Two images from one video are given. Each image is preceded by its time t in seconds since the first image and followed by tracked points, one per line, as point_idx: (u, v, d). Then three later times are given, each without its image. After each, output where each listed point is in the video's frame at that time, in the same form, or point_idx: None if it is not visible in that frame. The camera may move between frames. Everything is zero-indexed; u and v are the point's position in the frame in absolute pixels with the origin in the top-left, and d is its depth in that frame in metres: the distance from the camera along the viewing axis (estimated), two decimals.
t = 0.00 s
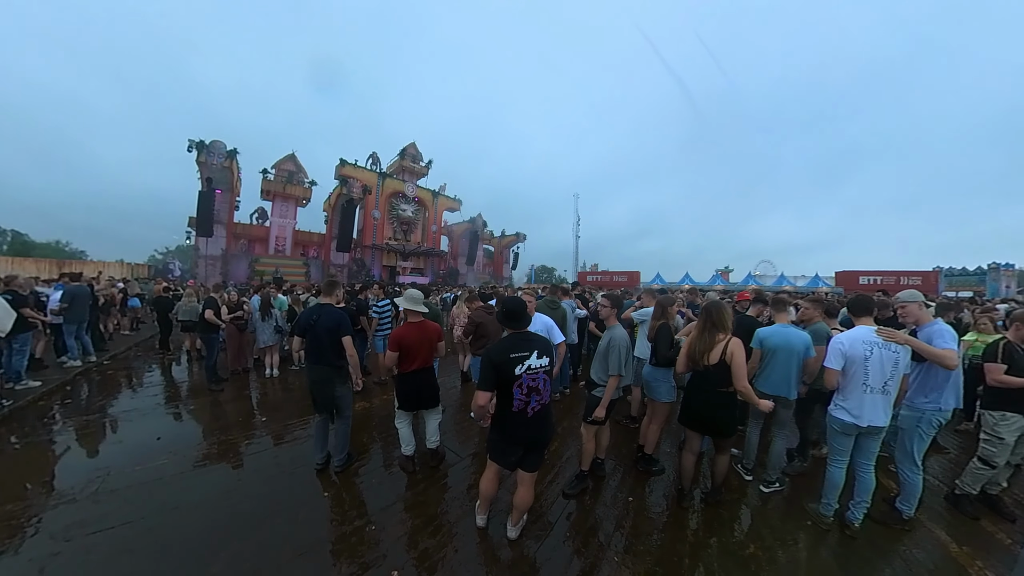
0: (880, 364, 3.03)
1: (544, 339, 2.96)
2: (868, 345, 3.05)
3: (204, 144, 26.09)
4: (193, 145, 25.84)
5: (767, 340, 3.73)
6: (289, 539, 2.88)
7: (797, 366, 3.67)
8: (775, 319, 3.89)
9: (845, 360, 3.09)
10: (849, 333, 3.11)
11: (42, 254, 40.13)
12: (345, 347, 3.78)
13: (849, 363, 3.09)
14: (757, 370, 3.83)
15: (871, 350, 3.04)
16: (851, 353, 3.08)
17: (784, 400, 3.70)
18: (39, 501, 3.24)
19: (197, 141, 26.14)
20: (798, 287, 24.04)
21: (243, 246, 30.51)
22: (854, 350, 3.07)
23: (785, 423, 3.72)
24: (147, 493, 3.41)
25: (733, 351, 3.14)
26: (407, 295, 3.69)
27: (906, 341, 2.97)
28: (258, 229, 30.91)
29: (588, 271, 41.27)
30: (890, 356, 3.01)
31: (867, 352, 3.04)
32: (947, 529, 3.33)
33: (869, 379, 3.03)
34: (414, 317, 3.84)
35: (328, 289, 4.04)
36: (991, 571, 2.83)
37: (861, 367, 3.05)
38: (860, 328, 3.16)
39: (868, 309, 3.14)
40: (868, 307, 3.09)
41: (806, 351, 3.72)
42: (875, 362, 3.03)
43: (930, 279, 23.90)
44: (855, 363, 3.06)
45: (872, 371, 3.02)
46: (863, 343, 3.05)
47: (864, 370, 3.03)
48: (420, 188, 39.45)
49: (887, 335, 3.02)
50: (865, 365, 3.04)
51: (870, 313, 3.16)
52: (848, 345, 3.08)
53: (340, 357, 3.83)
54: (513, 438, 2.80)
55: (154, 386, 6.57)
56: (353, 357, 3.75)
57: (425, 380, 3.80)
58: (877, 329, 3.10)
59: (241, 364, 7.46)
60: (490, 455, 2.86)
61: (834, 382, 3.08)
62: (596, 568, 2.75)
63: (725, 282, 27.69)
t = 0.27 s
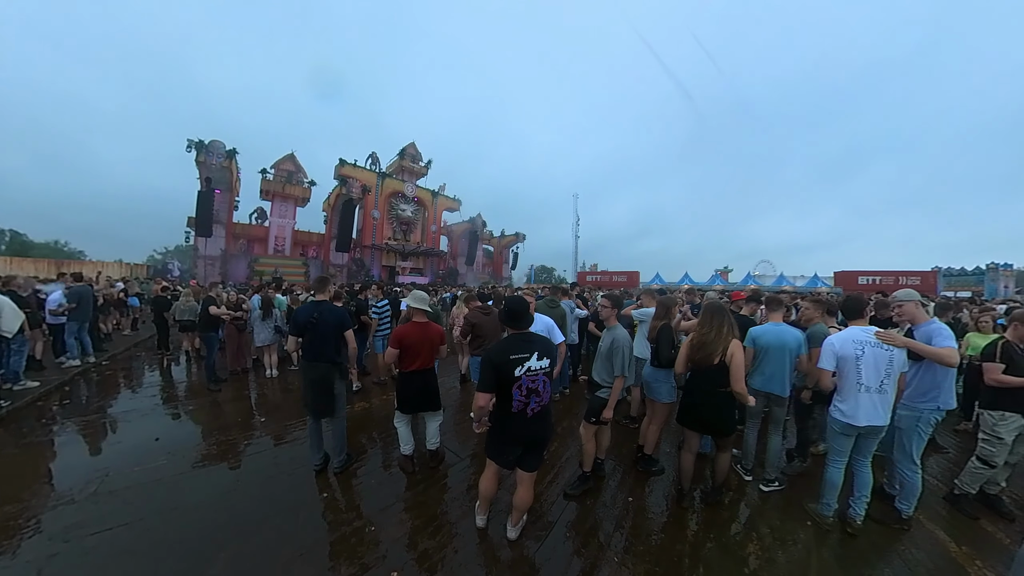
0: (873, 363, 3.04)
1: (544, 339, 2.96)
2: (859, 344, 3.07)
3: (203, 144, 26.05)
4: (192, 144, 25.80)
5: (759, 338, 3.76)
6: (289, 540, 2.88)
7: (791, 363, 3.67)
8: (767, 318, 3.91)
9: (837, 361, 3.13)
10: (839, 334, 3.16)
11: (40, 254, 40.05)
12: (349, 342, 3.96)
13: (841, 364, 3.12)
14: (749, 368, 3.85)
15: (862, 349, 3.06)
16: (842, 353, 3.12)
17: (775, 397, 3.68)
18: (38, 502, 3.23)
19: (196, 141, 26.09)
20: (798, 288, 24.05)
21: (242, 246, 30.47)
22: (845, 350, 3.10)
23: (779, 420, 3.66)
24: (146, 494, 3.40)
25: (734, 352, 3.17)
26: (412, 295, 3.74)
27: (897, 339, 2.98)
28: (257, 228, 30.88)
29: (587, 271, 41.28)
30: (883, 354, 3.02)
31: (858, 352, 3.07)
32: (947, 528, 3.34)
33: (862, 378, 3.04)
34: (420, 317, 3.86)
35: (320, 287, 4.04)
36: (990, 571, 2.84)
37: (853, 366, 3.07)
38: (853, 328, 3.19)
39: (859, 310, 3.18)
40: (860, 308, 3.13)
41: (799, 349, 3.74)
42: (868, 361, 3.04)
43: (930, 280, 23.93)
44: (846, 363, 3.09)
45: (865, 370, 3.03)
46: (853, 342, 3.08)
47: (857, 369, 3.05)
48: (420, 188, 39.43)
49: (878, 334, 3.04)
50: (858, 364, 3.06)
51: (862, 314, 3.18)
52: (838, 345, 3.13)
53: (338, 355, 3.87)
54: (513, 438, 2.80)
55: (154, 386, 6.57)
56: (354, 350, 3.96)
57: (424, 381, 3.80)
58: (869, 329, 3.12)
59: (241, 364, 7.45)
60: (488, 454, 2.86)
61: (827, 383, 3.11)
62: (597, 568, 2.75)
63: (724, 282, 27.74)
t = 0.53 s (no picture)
0: (874, 362, 3.05)
1: (546, 340, 2.96)
2: (863, 343, 3.08)
3: (202, 143, 25.98)
4: (190, 144, 25.72)
5: (753, 337, 3.78)
6: (289, 540, 2.87)
7: (781, 362, 3.68)
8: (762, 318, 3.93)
9: (839, 358, 3.13)
10: (844, 332, 3.16)
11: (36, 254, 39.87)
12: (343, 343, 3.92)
13: (843, 361, 3.13)
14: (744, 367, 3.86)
15: (865, 348, 3.07)
16: (844, 351, 3.12)
17: (772, 396, 3.69)
18: (36, 503, 3.21)
19: (195, 140, 26.02)
20: (795, 288, 24.14)
21: (241, 246, 30.40)
22: (847, 348, 3.11)
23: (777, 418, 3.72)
24: (145, 494, 3.39)
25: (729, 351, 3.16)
26: (410, 295, 3.74)
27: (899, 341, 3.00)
28: (255, 228, 30.82)
29: (586, 271, 41.29)
30: (885, 354, 3.03)
31: (861, 350, 3.07)
32: (945, 527, 3.35)
33: (862, 377, 3.06)
34: (420, 317, 3.85)
35: (312, 289, 3.98)
36: (987, 569, 2.85)
37: (854, 365, 3.08)
38: (858, 327, 3.19)
39: (868, 310, 3.17)
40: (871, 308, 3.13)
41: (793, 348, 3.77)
42: (869, 361, 3.05)
43: (927, 280, 23.98)
44: (848, 361, 3.10)
45: (866, 369, 3.05)
46: (856, 341, 3.09)
47: (858, 368, 3.07)
48: (419, 188, 39.40)
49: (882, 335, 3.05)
50: (859, 363, 3.07)
51: (869, 314, 3.17)
52: (842, 342, 3.13)
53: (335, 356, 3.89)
54: (510, 437, 2.81)
55: (153, 387, 6.55)
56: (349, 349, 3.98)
57: (424, 381, 3.80)
58: (874, 329, 3.13)
59: (240, 364, 7.43)
60: (485, 452, 2.87)
61: (828, 378, 3.10)
62: (597, 567, 2.74)
63: (723, 282, 27.81)
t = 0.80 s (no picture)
0: (892, 362, 3.05)
1: (548, 342, 2.95)
2: (882, 342, 3.10)
3: (200, 143, 25.90)
4: (188, 144, 25.64)
5: (755, 339, 3.76)
6: (288, 541, 2.86)
7: (784, 360, 3.70)
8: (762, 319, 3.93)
9: (856, 355, 3.14)
10: (864, 330, 3.18)
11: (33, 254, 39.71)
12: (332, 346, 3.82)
13: (860, 359, 3.13)
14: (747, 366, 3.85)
15: (883, 348, 3.09)
16: (862, 348, 3.13)
17: (774, 395, 3.73)
18: (33, 504, 3.19)
19: (193, 140, 25.94)
20: (793, 288, 24.22)
21: (239, 246, 30.31)
22: (867, 345, 3.12)
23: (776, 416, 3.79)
24: (144, 496, 3.37)
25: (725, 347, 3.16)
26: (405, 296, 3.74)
27: (917, 345, 3.00)
28: (254, 228, 30.74)
29: (585, 271, 41.31)
30: (902, 355, 3.05)
31: (880, 349, 3.09)
32: (943, 525, 3.36)
33: (877, 376, 3.06)
34: (416, 318, 3.85)
35: (306, 290, 3.99)
36: (985, 566, 2.86)
37: (871, 362, 3.09)
38: (876, 326, 3.21)
39: (890, 311, 3.18)
40: (892, 308, 3.15)
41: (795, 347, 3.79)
42: (886, 360, 3.06)
43: (924, 280, 24.08)
44: (865, 359, 3.10)
45: (883, 368, 3.05)
46: (875, 339, 3.11)
47: (875, 366, 3.07)
48: (418, 188, 39.38)
49: (902, 339, 3.04)
50: (877, 361, 3.08)
51: (891, 315, 3.18)
52: (862, 339, 3.15)
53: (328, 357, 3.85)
54: (509, 436, 2.81)
55: (151, 387, 6.53)
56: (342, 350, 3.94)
57: (423, 381, 3.80)
58: (894, 330, 3.14)
59: (239, 364, 7.40)
60: (484, 451, 2.87)
61: (844, 373, 3.11)
62: (597, 567, 2.74)
63: (721, 282, 27.89)
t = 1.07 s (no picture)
0: (908, 362, 3.06)
1: (548, 343, 2.93)
2: (901, 343, 3.07)
3: (196, 142, 25.80)
4: (185, 143, 25.54)
5: (757, 339, 3.75)
6: (286, 542, 2.85)
7: (786, 359, 3.70)
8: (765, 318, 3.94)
9: (876, 354, 3.09)
10: (884, 329, 3.13)
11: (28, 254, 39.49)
12: (320, 348, 3.69)
13: (879, 358, 3.09)
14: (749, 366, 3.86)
15: (902, 349, 3.07)
16: (884, 348, 3.09)
17: (775, 394, 3.76)
18: (29, 506, 3.17)
19: (190, 139, 25.83)
20: (790, 287, 24.30)
21: (236, 246, 30.21)
22: (888, 345, 3.08)
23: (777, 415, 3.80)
24: (141, 497, 3.36)
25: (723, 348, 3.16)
26: (406, 296, 3.77)
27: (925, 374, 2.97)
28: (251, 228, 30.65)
29: (583, 271, 41.34)
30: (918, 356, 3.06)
31: (899, 350, 3.07)
32: (939, 523, 3.38)
33: (894, 376, 3.06)
34: (415, 317, 3.83)
35: (303, 288, 3.98)
36: (982, 564, 2.87)
37: (891, 362, 3.06)
38: (892, 326, 3.19)
39: (906, 312, 3.17)
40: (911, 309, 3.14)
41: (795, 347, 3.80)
42: (904, 361, 3.06)
43: (920, 280, 24.20)
44: (886, 359, 3.07)
45: (900, 369, 3.04)
46: (896, 340, 3.08)
47: (893, 366, 3.05)
48: (416, 188, 39.35)
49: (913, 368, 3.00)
50: (895, 362, 3.06)
51: (906, 316, 3.18)
52: (885, 339, 3.10)
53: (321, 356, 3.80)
54: (504, 435, 2.81)
55: (147, 388, 6.50)
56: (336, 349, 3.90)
57: (422, 381, 3.78)
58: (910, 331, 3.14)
59: (236, 365, 7.37)
60: (482, 450, 2.88)
61: (864, 372, 3.06)
62: (596, 567, 2.74)
63: (719, 282, 27.98)
